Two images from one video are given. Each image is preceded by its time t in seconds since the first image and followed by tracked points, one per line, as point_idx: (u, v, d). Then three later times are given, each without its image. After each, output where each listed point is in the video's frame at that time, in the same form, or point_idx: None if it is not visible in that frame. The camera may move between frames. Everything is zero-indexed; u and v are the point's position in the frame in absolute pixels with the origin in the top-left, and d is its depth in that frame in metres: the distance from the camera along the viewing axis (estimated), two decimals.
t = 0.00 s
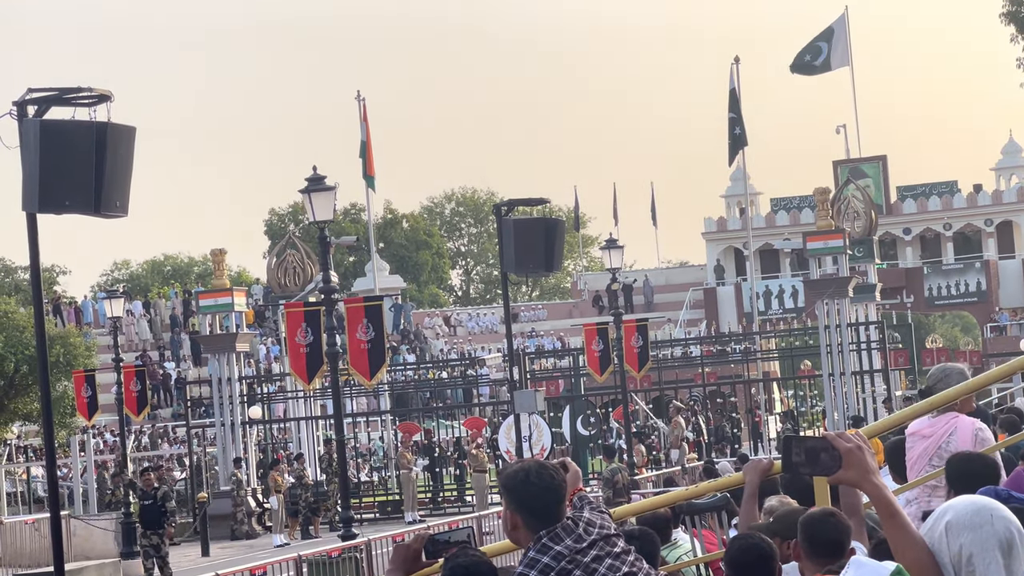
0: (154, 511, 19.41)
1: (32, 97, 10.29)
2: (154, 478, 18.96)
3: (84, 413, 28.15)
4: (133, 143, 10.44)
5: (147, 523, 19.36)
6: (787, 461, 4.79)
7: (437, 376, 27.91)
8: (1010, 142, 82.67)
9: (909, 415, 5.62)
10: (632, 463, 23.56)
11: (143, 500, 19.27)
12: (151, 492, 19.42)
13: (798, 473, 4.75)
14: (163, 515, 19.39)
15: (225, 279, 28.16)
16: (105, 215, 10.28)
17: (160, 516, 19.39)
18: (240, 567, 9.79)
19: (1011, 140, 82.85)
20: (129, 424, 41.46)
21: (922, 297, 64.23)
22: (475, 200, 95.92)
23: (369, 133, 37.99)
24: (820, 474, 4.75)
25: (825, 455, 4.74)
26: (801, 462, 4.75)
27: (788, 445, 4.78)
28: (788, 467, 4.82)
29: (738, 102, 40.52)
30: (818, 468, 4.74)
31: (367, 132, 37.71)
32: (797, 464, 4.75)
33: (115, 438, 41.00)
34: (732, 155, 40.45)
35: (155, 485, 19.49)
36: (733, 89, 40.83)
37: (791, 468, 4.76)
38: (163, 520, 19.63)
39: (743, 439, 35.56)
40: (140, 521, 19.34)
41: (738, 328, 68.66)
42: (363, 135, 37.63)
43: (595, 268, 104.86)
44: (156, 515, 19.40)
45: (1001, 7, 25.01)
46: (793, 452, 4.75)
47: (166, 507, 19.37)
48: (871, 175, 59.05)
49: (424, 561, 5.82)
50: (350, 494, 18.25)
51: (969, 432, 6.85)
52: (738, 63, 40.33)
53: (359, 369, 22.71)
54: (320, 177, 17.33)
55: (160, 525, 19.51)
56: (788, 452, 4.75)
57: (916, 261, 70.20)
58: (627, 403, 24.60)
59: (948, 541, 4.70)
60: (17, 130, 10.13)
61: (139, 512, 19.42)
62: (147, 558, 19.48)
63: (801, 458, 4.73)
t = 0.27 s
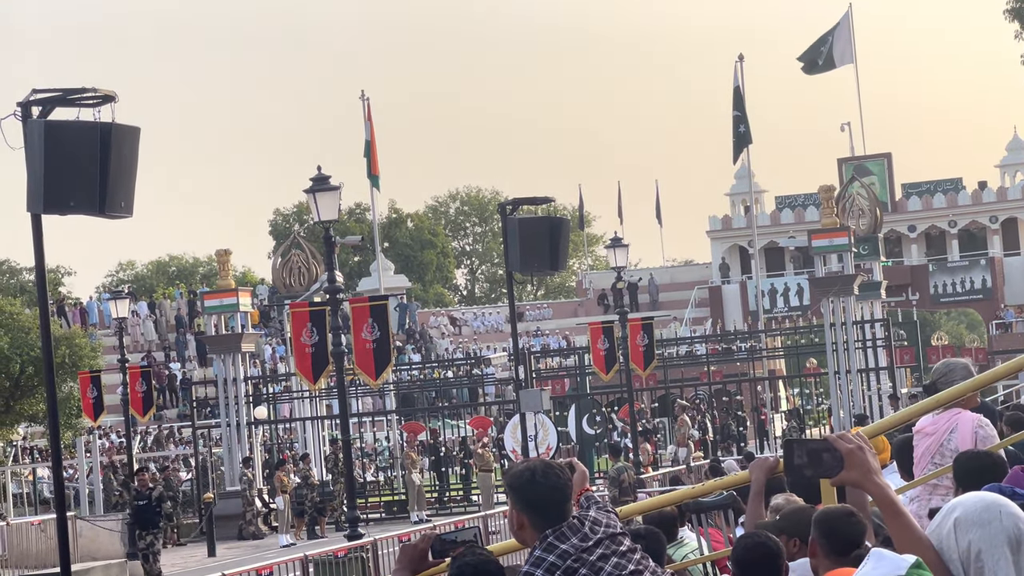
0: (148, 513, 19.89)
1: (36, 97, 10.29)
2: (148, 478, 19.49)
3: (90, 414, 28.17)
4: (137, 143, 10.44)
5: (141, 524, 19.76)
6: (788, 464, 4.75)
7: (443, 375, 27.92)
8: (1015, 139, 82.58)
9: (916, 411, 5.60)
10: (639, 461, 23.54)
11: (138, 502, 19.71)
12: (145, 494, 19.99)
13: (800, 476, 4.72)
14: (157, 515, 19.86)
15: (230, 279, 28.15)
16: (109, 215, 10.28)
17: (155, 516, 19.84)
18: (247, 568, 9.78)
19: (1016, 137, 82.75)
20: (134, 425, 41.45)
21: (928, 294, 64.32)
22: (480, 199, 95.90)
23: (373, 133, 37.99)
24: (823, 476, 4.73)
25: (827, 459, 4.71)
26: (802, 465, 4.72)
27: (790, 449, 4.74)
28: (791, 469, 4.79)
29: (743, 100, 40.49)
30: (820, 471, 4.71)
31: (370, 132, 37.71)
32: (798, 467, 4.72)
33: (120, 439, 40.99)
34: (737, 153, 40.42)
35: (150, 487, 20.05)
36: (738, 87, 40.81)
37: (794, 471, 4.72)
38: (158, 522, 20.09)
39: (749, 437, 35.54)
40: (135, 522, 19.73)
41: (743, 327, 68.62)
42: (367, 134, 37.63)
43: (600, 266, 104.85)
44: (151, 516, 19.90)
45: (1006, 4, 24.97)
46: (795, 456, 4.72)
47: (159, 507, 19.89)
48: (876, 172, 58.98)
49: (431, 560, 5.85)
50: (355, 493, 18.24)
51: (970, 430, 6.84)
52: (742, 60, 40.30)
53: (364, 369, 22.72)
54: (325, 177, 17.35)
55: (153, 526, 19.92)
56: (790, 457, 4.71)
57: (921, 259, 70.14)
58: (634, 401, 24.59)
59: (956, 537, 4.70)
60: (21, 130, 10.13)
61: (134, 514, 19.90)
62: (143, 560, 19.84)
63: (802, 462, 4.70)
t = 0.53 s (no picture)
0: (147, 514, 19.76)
1: (43, 95, 10.32)
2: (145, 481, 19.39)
3: (97, 411, 28.20)
4: (144, 141, 10.45)
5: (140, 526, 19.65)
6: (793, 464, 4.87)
7: (449, 372, 27.92)
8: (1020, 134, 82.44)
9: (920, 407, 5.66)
10: (644, 457, 23.53)
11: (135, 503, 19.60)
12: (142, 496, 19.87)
13: (806, 472, 4.85)
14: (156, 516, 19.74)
15: (236, 277, 28.15)
16: (116, 213, 10.29)
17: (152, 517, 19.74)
18: (253, 564, 9.78)
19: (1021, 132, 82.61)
20: (141, 422, 41.44)
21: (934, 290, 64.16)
22: (485, 196, 95.85)
23: (379, 130, 37.96)
24: (828, 473, 4.87)
25: (831, 456, 4.85)
26: (808, 462, 4.84)
27: (794, 448, 4.86)
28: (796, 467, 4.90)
29: (748, 96, 40.45)
30: (826, 470, 4.86)
31: (376, 129, 37.68)
32: (803, 466, 4.84)
33: (127, 436, 40.98)
34: (742, 149, 40.39)
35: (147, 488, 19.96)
36: (743, 83, 40.77)
37: (799, 468, 4.85)
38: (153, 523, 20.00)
39: (756, 432, 35.50)
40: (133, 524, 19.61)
41: (748, 323, 68.60)
42: (372, 131, 37.61)
43: (606, 263, 104.76)
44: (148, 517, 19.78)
45: None
46: (800, 453, 4.84)
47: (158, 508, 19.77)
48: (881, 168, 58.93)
49: (437, 557, 5.85)
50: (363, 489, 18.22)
51: (988, 425, 6.82)
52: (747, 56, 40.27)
53: (371, 366, 22.73)
54: (330, 174, 17.36)
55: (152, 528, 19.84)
56: (795, 454, 4.84)
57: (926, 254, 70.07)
58: (639, 397, 24.57)
59: (965, 532, 4.71)
60: (28, 128, 10.15)
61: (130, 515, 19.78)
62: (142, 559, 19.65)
63: (808, 458, 4.82)
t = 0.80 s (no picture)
0: (147, 509, 18.57)
1: (52, 92, 10.33)
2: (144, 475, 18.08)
3: (106, 407, 28.23)
4: (152, 138, 10.46)
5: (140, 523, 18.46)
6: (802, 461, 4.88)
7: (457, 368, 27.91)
8: None
9: (927, 404, 5.65)
10: (652, 454, 23.50)
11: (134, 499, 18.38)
12: (140, 490, 18.58)
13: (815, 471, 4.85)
14: (156, 512, 18.54)
15: (244, 273, 28.15)
16: (124, 210, 10.30)
17: (152, 514, 18.54)
18: (262, 561, 9.79)
19: None
20: (150, 419, 41.47)
21: (942, 286, 64.20)
22: (493, 192, 95.85)
23: (387, 126, 37.97)
24: (837, 472, 4.87)
25: (841, 453, 4.85)
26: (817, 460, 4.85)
27: (803, 446, 4.88)
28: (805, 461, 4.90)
29: (756, 92, 40.43)
30: (834, 469, 4.85)
31: (385, 125, 37.71)
32: (812, 463, 4.85)
33: (137, 432, 41.01)
34: (750, 145, 40.38)
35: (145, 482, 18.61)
36: (751, 79, 40.76)
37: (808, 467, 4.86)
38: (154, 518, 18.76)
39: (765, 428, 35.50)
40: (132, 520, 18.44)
41: (756, 319, 68.56)
42: (381, 127, 37.62)
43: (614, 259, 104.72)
44: (148, 515, 18.58)
45: None
46: (810, 450, 4.85)
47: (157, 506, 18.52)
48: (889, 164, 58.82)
49: (445, 554, 5.85)
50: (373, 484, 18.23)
51: None
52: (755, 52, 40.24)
53: (379, 362, 22.74)
54: (338, 170, 17.37)
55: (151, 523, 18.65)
56: (804, 451, 4.84)
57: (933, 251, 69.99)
58: (647, 394, 24.54)
59: (981, 529, 4.80)
60: (36, 125, 10.16)
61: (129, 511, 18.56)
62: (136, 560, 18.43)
63: (817, 456, 4.83)
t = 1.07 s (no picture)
0: (148, 508, 17.61)
1: (61, 88, 10.34)
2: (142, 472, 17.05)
3: (116, 405, 28.26)
4: (162, 135, 10.47)
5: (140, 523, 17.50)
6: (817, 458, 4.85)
7: (467, 365, 27.87)
8: None
9: (932, 402, 5.65)
10: (663, 451, 23.44)
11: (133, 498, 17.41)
12: (139, 490, 17.57)
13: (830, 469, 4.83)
14: (155, 513, 17.59)
15: (253, 270, 28.16)
16: (135, 207, 10.31)
17: (152, 514, 17.59)
18: (273, 557, 9.81)
19: None
20: (161, 416, 41.50)
21: (951, 283, 64.00)
22: (502, 190, 95.82)
23: (396, 123, 37.98)
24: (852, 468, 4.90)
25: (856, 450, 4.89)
26: (832, 458, 4.83)
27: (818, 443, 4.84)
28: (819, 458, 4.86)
29: (765, 89, 40.42)
30: (850, 466, 4.85)
31: (394, 122, 37.73)
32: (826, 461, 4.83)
33: (149, 430, 41.04)
34: (759, 142, 40.37)
35: (144, 481, 17.58)
36: (760, 76, 40.74)
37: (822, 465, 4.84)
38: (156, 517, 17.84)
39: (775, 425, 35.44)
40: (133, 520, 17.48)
41: (765, 315, 68.46)
42: (390, 124, 37.62)
43: (624, 256, 104.67)
44: (148, 514, 17.60)
45: None
46: (826, 447, 4.82)
47: (155, 506, 17.53)
48: (897, 161, 58.77)
49: (455, 551, 5.85)
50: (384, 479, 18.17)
51: None
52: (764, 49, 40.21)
53: (389, 359, 22.77)
54: (348, 167, 17.38)
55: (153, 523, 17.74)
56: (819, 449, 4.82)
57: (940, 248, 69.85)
58: (657, 391, 24.49)
59: (998, 525, 4.96)
60: (46, 122, 10.18)
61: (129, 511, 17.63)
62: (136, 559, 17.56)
63: (833, 455, 4.81)
